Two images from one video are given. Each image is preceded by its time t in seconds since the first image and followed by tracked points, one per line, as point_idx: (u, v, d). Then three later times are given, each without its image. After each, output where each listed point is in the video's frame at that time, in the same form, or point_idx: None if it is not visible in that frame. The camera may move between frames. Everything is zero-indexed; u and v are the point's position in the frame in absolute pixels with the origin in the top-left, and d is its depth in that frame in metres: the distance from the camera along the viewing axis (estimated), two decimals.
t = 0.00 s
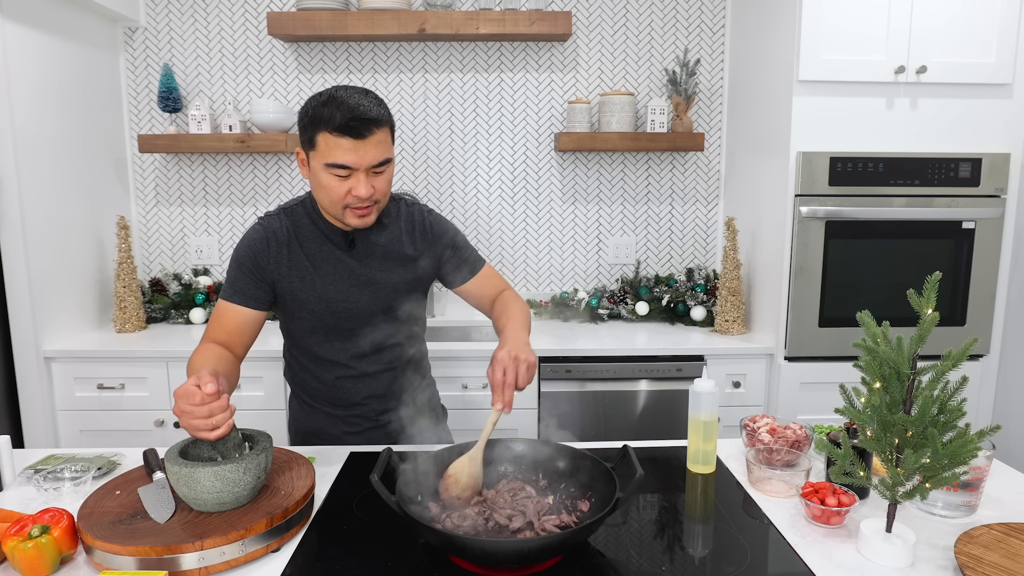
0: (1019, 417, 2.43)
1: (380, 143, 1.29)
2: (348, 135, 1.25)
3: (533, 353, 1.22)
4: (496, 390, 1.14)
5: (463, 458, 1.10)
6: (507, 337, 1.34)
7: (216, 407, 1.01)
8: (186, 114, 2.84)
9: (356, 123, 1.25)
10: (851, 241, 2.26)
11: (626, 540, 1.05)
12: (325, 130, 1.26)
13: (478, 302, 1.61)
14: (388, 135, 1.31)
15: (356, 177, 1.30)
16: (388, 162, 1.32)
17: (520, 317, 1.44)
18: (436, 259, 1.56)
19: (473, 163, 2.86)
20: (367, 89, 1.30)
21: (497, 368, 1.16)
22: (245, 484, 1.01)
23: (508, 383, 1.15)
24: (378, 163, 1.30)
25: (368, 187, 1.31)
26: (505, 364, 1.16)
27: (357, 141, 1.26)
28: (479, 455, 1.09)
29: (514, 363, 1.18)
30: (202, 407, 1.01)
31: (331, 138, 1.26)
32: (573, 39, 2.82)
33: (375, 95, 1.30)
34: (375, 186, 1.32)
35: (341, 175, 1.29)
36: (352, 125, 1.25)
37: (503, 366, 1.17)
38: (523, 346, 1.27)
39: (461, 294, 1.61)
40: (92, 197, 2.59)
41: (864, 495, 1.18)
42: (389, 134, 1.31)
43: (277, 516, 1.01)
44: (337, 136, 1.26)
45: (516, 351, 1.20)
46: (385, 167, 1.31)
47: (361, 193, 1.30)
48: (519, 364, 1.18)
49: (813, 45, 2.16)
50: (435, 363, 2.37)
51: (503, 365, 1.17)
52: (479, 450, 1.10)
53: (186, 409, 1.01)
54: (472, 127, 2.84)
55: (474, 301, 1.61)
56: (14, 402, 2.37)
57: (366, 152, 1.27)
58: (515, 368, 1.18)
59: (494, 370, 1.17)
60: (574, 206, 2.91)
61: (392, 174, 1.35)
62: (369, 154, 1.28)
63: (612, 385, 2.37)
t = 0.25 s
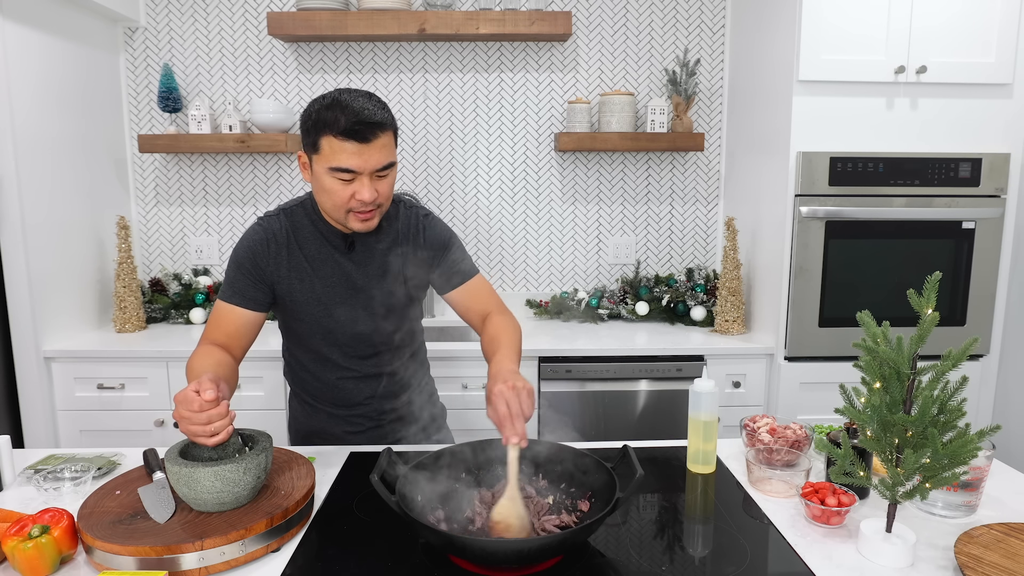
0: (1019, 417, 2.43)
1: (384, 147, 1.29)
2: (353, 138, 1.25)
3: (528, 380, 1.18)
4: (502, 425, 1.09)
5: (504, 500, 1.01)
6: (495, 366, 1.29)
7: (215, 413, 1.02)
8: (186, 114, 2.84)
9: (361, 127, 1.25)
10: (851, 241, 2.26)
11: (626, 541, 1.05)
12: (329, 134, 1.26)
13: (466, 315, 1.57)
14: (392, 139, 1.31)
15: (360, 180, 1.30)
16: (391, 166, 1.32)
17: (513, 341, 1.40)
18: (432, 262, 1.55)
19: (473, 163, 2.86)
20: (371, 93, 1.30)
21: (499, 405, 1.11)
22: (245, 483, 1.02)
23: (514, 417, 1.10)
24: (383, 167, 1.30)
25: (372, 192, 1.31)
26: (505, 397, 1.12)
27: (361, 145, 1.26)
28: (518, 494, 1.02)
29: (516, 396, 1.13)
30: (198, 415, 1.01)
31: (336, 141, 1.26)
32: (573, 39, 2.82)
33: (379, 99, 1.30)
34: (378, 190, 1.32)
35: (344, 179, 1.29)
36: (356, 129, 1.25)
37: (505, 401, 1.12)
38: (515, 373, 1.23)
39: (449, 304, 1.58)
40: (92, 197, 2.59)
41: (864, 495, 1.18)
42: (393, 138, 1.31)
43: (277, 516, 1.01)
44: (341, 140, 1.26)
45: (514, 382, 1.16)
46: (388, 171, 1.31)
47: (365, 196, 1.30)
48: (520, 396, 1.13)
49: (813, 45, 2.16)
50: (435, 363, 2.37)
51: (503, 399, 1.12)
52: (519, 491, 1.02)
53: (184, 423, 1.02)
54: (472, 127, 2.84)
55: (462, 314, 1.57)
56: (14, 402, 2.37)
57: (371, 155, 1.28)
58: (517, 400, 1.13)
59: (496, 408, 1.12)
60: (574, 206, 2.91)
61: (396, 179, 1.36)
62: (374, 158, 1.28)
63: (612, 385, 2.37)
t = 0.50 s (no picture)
0: (1019, 417, 2.43)
1: (372, 142, 1.29)
2: (340, 134, 1.25)
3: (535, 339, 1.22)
4: (508, 385, 1.15)
5: (501, 466, 1.04)
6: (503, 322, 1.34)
7: (212, 410, 1.02)
8: (186, 114, 2.84)
9: (347, 122, 1.25)
10: (851, 241, 2.26)
11: (626, 540, 1.05)
12: (317, 129, 1.26)
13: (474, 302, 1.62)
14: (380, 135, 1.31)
15: (349, 176, 1.30)
16: (380, 162, 1.32)
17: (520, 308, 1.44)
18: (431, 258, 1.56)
19: (473, 163, 2.86)
20: (358, 89, 1.30)
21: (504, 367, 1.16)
22: (245, 484, 1.01)
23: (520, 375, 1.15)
24: (371, 162, 1.30)
25: (361, 187, 1.30)
26: (510, 359, 1.17)
27: (348, 140, 1.26)
28: (516, 460, 1.05)
29: (520, 355, 1.18)
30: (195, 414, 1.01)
31: (323, 137, 1.26)
32: (573, 39, 2.82)
33: (366, 95, 1.31)
34: (367, 186, 1.32)
35: (333, 175, 1.29)
36: (343, 124, 1.25)
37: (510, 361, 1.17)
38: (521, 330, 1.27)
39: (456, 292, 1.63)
40: (92, 197, 2.59)
41: (864, 495, 1.18)
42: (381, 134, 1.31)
43: (277, 516, 1.01)
44: (328, 136, 1.26)
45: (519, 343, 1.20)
46: (377, 166, 1.31)
47: (353, 192, 1.30)
48: (525, 355, 1.19)
49: (813, 45, 2.16)
50: (434, 363, 2.37)
51: (508, 360, 1.17)
52: (516, 456, 1.05)
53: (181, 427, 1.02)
54: (472, 127, 2.84)
55: (470, 300, 1.62)
56: (14, 402, 2.37)
57: (358, 151, 1.27)
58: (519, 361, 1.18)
59: (501, 368, 1.18)
60: (574, 206, 2.91)
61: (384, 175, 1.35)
62: (362, 153, 1.28)
63: (612, 385, 2.37)
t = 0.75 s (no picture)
0: (1019, 417, 2.43)
1: (373, 141, 1.29)
2: (341, 133, 1.26)
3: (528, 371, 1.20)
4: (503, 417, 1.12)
5: (506, 497, 0.99)
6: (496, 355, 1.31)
7: (228, 407, 1.02)
8: (186, 114, 2.84)
9: (348, 120, 1.25)
10: (851, 241, 2.26)
11: (626, 540, 1.05)
12: (317, 129, 1.26)
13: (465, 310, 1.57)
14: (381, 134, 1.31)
15: (350, 175, 1.29)
16: (381, 161, 1.32)
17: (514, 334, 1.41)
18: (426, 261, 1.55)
19: (473, 163, 2.86)
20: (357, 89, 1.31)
21: (498, 398, 1.14)
22: (245, 483, 1.01)
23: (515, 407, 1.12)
24: (371, 161, 1.30)
25: (362, 186, 1.30)
26: (503, 390, 1.15)
27: (350, 139, 1.26)
28: (519, 489, 1.00)
29: (516, 388, 1.17)
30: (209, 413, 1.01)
31: (324, 136, 1.26)
32: (573, 39, 2.82)
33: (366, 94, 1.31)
34: (368, 185, 1.32)
35: (334, 174, 1.29)
36: (344, 122, 1.25)
37: (505, 394, 1.15)
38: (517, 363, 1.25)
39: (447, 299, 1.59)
40: (92, 197, 2.59)
41: (864, 495, 1.18)
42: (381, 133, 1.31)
43: (277, 516, 1.01)
44: (329, 134, 1.26)
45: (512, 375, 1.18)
46: (378, 165, 1.31)
47: (355, 191, 1.29)
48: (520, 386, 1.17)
49: (813, 45, 2.16)
50: (434, 363, 2.37)
51: (501, 391, 1.16)
52: (520, 486, 1.00)
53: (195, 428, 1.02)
54: (472, 127, 2.84)
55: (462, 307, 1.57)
56: (13, 402, 2.37)
57: (359, 149, 1.28)
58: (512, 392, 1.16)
59: (495, 399, 1.15)
60: (574, 206, 2.91)
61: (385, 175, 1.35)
62: (363, 151, 1.28)
63: (612, 385, 2.37)
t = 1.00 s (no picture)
0: (1019, 417, 2.43)
1: (372, 133, 1.30)
2: (340, 123, 1.27)
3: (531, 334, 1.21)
4: (509, 381, 1.13)
5: (510, 466, 1.05)
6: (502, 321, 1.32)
7: (227, 404, 1.03)
8: (186, 114, 2.84)
9: (346, 110, 1.26)
10: (851, 241, 2.26)
11: (626, 540, 1.05)
12: (316, 120, 1.27)
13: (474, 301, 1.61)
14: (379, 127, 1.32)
15: (350, 166, 1.30)
16: (379, 153, 1.33)
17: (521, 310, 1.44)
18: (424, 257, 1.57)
19: (473, 163, 2.86)
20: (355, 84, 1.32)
21: (502, 362, 1.15)
22: (245, 484, 1.02)
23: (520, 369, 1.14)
24: (370, 152, 1.30)
25: (361, 177, 1.30)
26: (508, 353, 1.16)
27: (349, 129, 1.27)
28: (522, 456, 1.05)
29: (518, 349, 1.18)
30: (208, 410, 1.01)
31: (323, 127, 1.27)
32: (573, 39, 2.82)
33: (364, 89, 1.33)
34: (367, 177, 1.32)
35: (333, 166, 1.29)
36: (344, 112, 1.26)
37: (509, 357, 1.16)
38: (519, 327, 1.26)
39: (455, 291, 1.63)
40: (92, 197, 2.59)
41: (864, 495, 1.18)
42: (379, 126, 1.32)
43: (277, 516, 1.01)
44: (329, 124, 1.27)
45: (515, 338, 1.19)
46: (377, 157, 1.32)
47: (355, 182, 1.29)
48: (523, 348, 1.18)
49: (813, 45, 2.16)
50: (434, 363, 2.37)
51: (507, 355, 1.16)
52: (523, 452, 1.05)
53: (194, 426, 1.02)
54: (472, 127, 2.84)
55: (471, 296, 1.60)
56: (13, 402, 2.37)
57: (358, 140, 1.28)
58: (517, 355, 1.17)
59: (501, 364, 1.16)
60: (574, 206, 2.91)
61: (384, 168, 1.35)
62: (362, 142, 1.29)
63: (612, 385, 2.37)
